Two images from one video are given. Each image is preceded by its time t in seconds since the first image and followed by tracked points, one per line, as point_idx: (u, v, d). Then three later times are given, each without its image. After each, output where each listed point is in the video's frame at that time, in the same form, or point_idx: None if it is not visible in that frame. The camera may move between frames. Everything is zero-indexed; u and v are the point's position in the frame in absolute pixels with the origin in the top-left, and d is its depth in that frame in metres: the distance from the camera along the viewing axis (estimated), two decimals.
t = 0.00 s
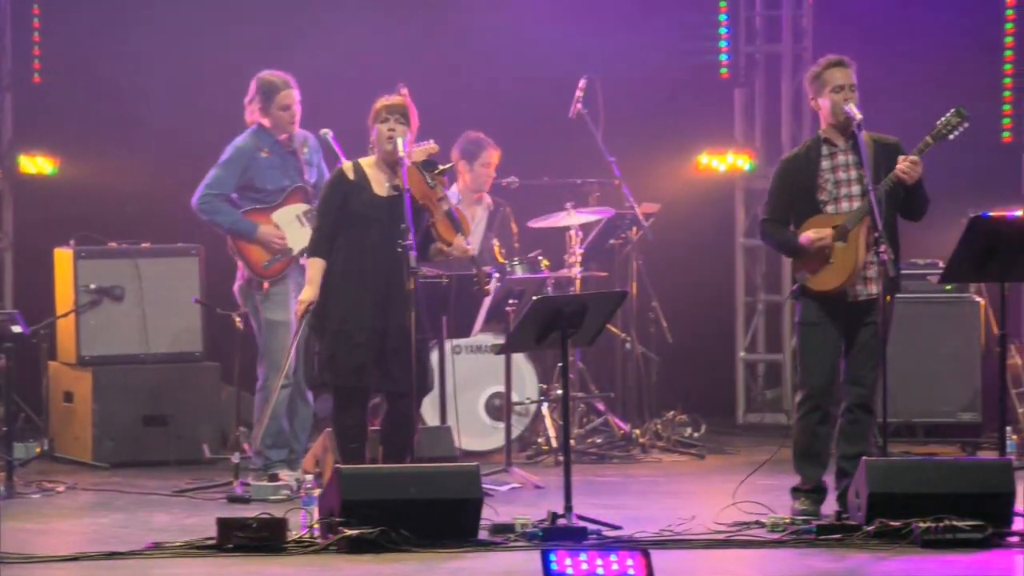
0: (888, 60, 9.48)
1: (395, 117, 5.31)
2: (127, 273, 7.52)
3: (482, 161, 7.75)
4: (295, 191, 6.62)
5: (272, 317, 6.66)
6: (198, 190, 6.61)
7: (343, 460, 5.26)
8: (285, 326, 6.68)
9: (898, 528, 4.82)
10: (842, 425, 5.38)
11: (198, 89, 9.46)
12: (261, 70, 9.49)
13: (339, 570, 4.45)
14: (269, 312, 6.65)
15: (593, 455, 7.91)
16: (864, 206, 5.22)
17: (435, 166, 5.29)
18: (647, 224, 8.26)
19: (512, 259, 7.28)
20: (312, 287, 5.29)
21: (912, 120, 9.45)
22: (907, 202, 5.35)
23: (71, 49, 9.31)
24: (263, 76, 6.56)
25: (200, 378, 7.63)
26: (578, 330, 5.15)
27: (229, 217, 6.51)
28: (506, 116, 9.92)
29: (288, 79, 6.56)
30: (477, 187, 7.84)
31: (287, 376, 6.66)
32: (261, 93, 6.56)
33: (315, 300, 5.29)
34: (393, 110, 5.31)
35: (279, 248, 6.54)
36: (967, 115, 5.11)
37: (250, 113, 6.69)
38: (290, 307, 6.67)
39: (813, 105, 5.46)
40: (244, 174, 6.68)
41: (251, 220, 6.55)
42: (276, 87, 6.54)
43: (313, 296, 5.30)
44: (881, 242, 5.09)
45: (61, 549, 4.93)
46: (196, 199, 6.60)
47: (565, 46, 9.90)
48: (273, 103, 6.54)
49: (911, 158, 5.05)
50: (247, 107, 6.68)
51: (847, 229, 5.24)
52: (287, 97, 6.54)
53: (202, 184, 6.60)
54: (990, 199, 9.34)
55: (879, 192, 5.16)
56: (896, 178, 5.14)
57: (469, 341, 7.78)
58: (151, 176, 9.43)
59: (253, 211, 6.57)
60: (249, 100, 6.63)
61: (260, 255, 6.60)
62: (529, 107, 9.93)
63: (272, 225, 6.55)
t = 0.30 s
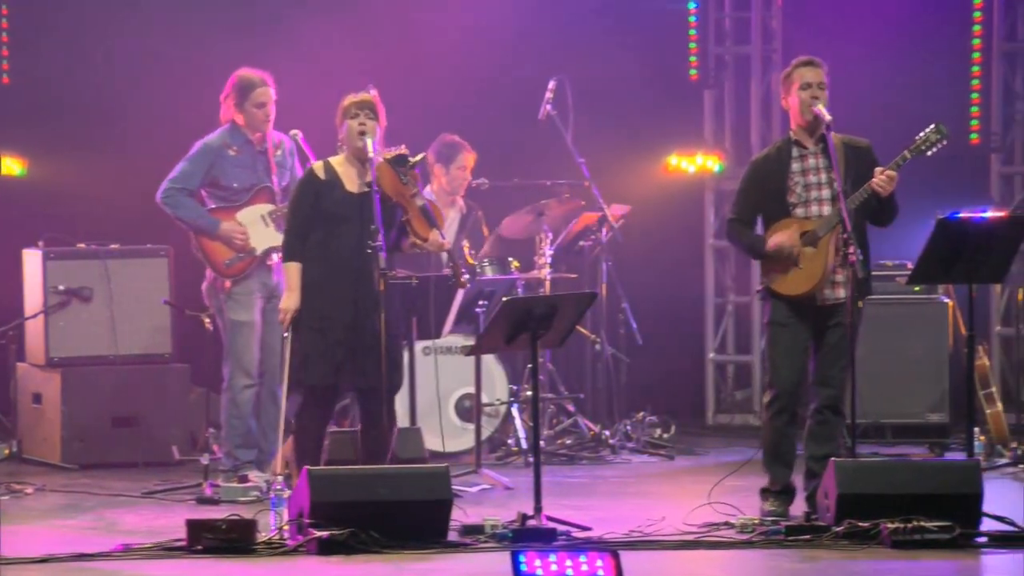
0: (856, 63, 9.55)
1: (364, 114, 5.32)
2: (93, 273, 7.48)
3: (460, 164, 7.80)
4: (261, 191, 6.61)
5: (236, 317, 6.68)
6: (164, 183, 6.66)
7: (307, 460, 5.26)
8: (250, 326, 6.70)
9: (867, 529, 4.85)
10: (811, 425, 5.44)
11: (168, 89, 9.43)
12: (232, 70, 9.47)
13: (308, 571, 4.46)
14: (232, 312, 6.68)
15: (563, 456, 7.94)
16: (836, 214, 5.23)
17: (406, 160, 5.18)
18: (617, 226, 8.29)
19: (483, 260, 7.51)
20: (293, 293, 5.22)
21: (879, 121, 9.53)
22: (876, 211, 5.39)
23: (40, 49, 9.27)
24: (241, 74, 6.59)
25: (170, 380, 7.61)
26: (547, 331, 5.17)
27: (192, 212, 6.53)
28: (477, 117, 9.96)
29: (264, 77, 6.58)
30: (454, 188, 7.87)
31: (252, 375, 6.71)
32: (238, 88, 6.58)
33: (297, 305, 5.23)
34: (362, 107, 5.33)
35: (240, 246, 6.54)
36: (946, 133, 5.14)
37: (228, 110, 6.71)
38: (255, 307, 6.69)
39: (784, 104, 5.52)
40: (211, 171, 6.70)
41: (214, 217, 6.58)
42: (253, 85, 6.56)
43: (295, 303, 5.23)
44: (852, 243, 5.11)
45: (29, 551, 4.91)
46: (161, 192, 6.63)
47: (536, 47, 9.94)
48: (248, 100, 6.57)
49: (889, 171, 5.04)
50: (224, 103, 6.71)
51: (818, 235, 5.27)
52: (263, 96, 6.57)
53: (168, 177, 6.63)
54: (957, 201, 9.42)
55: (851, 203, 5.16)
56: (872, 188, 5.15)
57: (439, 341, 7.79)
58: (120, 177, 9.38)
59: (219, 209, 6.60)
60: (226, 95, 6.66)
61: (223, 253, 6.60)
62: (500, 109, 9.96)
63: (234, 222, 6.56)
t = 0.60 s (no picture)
0: (826, 66, 9.61)
1: (339, 116, 5.34)
2: (64, 274, 7.45)
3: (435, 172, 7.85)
4: (234, 197, 6.60)
5: (204, 320, 6.68)
6: (139, 174, 6.65)
7: (279, 464, 5.26)
8: (217, 328, 6.70)
9: (836, 530, 4.87)
10: (782, 426, 5.45)
11: (140, 90, 9.37)
12: (203, 70, 9.42)
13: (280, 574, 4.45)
14: (200, 315, 6.68)
15: (534, 457, 7.96)
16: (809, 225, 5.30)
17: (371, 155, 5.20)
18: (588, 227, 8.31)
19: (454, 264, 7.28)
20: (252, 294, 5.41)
21: (848, 124, 9.60)
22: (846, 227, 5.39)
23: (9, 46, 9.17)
24: (234, 76, 6.59)
25: (140, 382, 7.59)
26: (518, 333, 5.18)
27: (163, 206, 6.53)
28: (448, 118, 9.97)
29: (254, 81, 6.60)
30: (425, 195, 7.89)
31: (223, 377, 6.70)
32: (225, 90, 6.58)
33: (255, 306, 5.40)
34: (335, 109, 5.34)
35: (205, 247, 6.53)
36: (928, 156, 5.17)
37: (214, 111, 6.73)
38: (222, 311, 6.69)
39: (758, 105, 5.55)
40: (188, 168, 6.69)
41: (185, 214, 6.58)
42: (241, 87, 6.56)
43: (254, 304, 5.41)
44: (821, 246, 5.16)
45: None
46: (135, 183, 6.63)
47: (508, 49, 9.97)
48: (235, 101, 6.57)
49: (866, 190, 5.14)
50: (211, 102, 6.71)
51: (790, 243, 5.32)
52: (249, 99, 6.57)
53: (143, 169, 6.64)
54: (925, 203, 9.50)
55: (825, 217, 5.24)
56: (849, 205, 5.23)
57: (411, 343, 7.80)
58: (90, 178, 9.31)
59: (189, 207, 6.60)
60: (212, 94, 6.67)
61: (187, 252, 6.58)
62: (471, 111, 9.99)
63: (203, 223, 6.55)
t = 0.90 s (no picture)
0: (797, 70, 9.67)
1: (307, 118, 5.36)
2: (35, 277, 7.47)
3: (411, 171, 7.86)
4: (209, 199, 6.63)
5: (172, 323, 6.66)
6: (118, 171, 6.59)
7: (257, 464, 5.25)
8: (186, 330, 6.67)
9: (807, 532, 4.90)
10: (750, 428, 5.50)
11: (111, 91, 9.33)
12: (174, 71, 9.40)
13: None
14: (168, 317, 6.66)
15: (505, 459, 7.97)
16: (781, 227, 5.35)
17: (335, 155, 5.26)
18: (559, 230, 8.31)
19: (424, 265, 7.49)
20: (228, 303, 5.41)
21: (818, 126, 9.66)
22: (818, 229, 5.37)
23: None
24: (206, 77, 6.60)
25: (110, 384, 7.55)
26: (490, 335, 5.19)
27: (143, 206, 6.49)
28: (419, 120, 9.98)
29: (229, 83, 6.61)
30: (401, 193, 7.91)
31: (189, 380, 6.70)
32: (197, 90, 6.59)
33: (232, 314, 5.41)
34: (306, 110, 5.37)
35: (183, 250, 6.55)
36: (904, 162, 5.21)
37: (187, 110, 6.72)
38: (191, 313, 6.68)
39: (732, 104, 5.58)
40: (164, 167, 6.65)
41: (163, 215, 6.57)
42: (214, 89, 6.57)
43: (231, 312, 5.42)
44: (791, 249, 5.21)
45: None
46: (114, 179, 6.56)
47: (480, 50, 9.99)
48: (209, 102, 6.58)
49: (842, 197, 5.19)
50: (184, 101, 6.71)
51: (763, 245, 5.36)
52: (224, 100, 6.60)
53: (122, 166, 6.58)
54: (894, 205, 9.57)
55: (796, 223, 5.27)
56: (822, 210, 5.27)
57: (382, 345, 7.79)
58: (61, 180, 9.26)
59: (165, 207, 6.60)
60: (187, 94, 6.67)
61: (163, 253, 6.59)
62: (443, 113, 10.00)
63: (179, 224, 6.56)
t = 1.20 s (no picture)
0: (769, 75, 9.73)
1: (282, 122, 5.34)
2: (8, 281, 7.45)
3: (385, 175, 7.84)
4: (184, 202, 6.66)
5: (154, 326, 6.64)
6: (90, 184, 6.51)
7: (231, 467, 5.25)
8: (168, 334, 6.67)
9: (779, 535, 4.94)
10: (725, 431, 5.54)
11: (83, 92, 9.28)
12: (148, 72, 9.37)
13: None
14: (150, 320, 6.64)
15: (479, 463, 7.98)
16: (754, 230, 5.36)
17: (308, 160, 5.21)
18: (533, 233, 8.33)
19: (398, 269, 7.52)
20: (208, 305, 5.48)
21: (789, 130, 9.72)
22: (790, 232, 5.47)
23: None
24: (170, 81, 6.58)
25: (82, 387, 7.52)
26: (464, 337, 5.20)
27: (121, 217, 6.45)
28: (393, 123, 9.99)
29: (194, 85, 6.59)
30: (375, 198, 7.91)
31: (171, 384, 6.68)
32: (164, 95, 6.56)
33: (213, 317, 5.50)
34: (280, 114, 5.35)
35: (163, 256, 6.56)
36: (873, 166, 5.24)
37: (152, 113, 6.68)
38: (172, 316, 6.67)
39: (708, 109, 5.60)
40: (136, 174, 6.62)
41: (140, 223, 6.53)
42: (180, 92, 6.56)
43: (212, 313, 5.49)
44: (763, 251, 5.22)
45: None
46: (88, 195, 6.49)
47: (453, 53, 10.02)
48: (174, 106, 6.56)
49: (812, 200, 5.18)
50: (150, 106, 6.67)
51: (734, 249, 5.38)
52: (189, 103, 6.58)
53: (95, 180, 6.51)
54: (866, 209, 9.63)
55: (767, 226, 5.31)
56: (794, 213, 5.28)
57: (356, 348, 7.80)
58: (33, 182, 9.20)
59: (142, 214, 6.58)
60: (152, 99, 6.64)
61: (143, 259, 6.58)
62: (417, 117, 10.02)
63: (157, 230, 6.56)
